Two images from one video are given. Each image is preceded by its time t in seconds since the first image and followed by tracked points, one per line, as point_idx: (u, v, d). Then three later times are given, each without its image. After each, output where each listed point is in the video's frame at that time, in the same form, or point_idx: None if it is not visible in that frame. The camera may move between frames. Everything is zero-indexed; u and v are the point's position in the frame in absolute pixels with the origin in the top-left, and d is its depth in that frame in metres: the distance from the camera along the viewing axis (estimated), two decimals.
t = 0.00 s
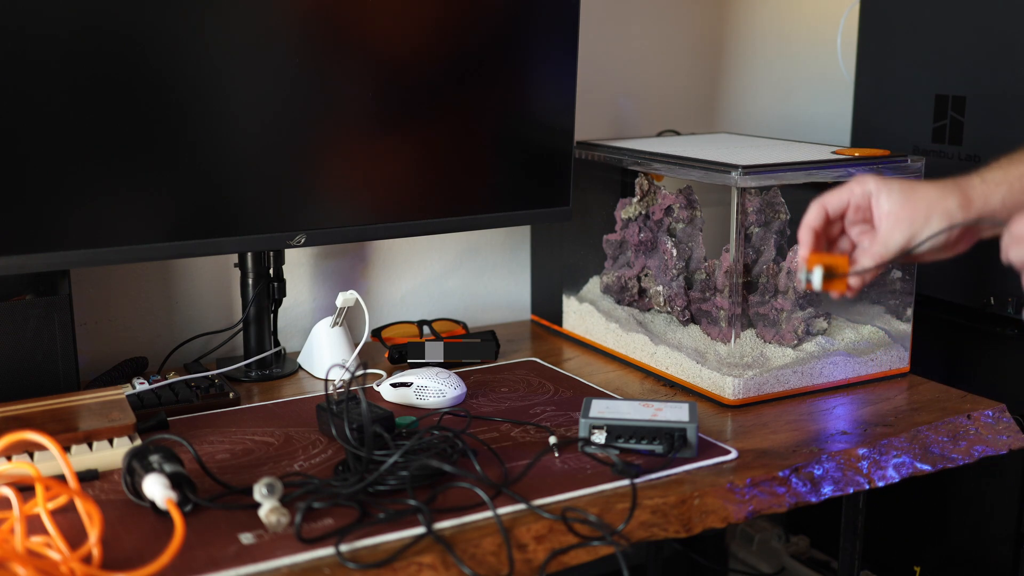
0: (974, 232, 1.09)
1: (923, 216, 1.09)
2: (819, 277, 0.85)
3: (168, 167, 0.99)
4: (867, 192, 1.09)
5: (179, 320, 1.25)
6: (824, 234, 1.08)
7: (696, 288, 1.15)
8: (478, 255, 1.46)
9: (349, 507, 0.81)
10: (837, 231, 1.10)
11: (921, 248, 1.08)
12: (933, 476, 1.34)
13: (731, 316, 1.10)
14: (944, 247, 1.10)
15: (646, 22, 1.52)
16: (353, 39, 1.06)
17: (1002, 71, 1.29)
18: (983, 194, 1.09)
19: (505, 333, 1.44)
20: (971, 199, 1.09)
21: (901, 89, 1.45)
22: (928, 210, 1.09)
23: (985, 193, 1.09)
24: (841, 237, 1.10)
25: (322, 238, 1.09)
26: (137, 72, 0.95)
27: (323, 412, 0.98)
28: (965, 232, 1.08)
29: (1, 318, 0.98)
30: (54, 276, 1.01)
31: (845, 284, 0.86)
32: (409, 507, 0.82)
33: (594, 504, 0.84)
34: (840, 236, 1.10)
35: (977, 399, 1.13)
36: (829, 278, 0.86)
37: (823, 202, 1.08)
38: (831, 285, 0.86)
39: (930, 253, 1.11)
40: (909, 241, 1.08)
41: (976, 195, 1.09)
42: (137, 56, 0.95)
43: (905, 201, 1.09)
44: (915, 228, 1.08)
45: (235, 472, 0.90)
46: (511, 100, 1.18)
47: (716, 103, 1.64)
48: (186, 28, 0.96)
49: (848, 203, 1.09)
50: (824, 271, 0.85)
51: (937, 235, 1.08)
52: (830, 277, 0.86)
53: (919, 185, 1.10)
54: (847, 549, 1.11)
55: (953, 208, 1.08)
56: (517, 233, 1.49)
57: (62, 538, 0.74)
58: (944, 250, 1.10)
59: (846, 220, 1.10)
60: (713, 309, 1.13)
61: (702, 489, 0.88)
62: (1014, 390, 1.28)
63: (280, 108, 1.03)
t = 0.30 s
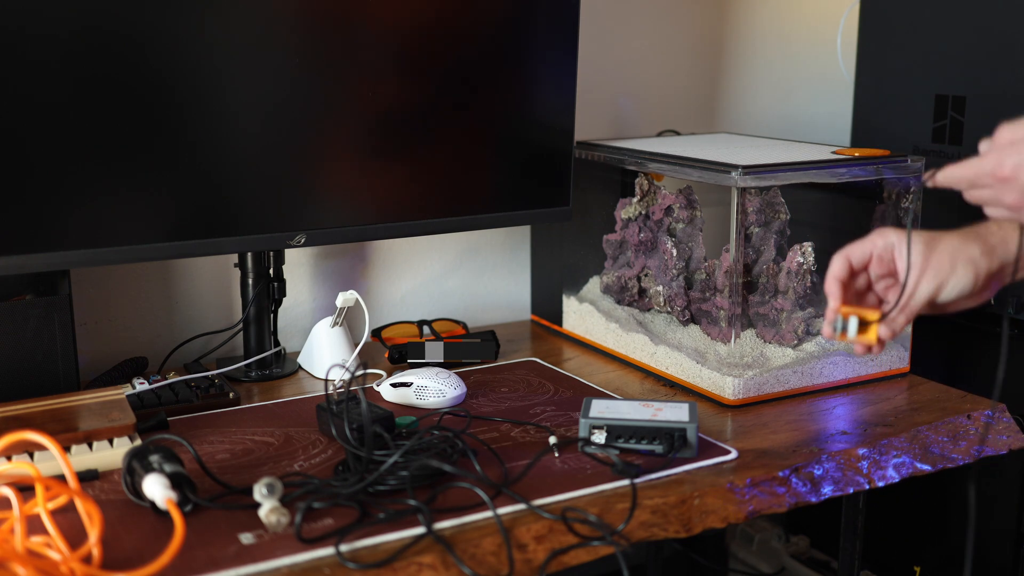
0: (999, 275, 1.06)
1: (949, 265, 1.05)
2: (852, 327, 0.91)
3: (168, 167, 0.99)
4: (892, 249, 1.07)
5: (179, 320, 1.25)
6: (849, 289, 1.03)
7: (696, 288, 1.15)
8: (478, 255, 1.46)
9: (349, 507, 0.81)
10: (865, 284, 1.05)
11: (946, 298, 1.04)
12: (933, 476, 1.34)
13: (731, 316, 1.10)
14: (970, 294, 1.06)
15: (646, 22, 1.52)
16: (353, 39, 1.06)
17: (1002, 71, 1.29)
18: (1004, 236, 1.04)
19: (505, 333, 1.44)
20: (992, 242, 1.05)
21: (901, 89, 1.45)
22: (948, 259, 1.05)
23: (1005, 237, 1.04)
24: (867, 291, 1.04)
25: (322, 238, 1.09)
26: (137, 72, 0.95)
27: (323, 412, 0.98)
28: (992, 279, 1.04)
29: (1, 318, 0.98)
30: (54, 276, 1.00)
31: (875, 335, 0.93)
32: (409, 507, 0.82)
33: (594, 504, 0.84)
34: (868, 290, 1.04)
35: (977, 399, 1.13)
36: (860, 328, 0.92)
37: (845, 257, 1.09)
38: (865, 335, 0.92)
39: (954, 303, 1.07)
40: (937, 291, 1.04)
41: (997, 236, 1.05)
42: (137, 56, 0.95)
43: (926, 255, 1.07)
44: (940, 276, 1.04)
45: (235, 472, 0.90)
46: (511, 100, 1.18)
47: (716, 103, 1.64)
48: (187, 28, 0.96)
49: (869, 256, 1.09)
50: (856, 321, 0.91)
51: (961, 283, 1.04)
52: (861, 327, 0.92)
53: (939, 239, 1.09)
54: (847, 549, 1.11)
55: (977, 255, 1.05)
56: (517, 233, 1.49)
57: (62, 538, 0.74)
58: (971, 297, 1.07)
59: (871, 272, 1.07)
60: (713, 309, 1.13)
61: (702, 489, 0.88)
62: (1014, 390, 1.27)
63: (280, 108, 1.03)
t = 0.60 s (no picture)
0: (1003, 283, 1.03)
1: (954, 274, 1.01)
2: (866, 342, 0.84)
3: (168, 167, 0.99)
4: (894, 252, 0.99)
5: (179, 320, 1.25)
6: (859, 302, 0.96)
7: (696, 288, 1.15)
8: (478, 255, 1.46)
9: (349, 507, 0.81)
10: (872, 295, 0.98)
11: (951, 307, 1.01)
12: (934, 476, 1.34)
13: (731, 316, 1.10)
14: (975, 303, 1.02)
15: (646, 22, 1.52)
16: (353, 39, 1.06)
17: (1002, 71, 1.29)
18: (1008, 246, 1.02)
19: (505, 333, 1.44)
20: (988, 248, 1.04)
21: (901, 89, 1.45)
22: (952, 267, 1.01)
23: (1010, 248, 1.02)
24: (874, 302, 0.98)
25: (322, 238, 1.09)
26: (137, 71, 0.95)
27: (323, 412, 0.98)
28: (997, 287, 1.01)
29: (1, 318, 0.98)
30: (55, 276, 1.00)
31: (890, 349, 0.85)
32: (408, 507, 0.81)
33: (593, 504, 0.84)
34: (875, 302, 0.98)
35: (977, 399, 1.13)
36: (875, 344, 0.84)
37: (854, 268, 0.95)
38: (879, 350, 0.84)
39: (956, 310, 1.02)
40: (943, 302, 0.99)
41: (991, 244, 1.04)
42: (137, 56, 0.95)
43: (931, 262, 1.01)
44: (948, 287, 1.00)
45: (235, 472, 0.90)
46: (511, 100, 1.18)
47: (716, 104, 1.64)
48: (186, 28, 0.96)
49: (884, 265, 0.98)
50: (870, 337, 0.84)
51: (968, 293, 1.01)
52: (875, 343, 0.84)
53: (940, 245, 1.03)
54: (848, 549, 1.10)
55: (982, 264, 1.02)
56: (517, 233, 1.49)
57: (62, 538, 0.74)
58: (973, 305, 1.03)
59: (878, 284, 0.98)
60: (713, 309, 1.13)
61: (702, 489, 0.88)
62: (1014, 390, 1.27)
63: (280, 108, 1.03)
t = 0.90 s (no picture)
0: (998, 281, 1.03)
1: (952, 271, 1.00)
2: (861, 338, 0.83)
3: (168, 167, 0.99)
4: (890, 249, 0.99)
5: (179, 320, 1.24)
6: (854, 300, 0.97)
7: (696, 288, 1.15)
8: (478, 255, 1.46)
9: (349, 507, 0.81)
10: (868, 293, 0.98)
11: (947, 304, 1.01)
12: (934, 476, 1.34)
13: (731, 316, 1.10)
14: (971, 301, 1.02)
15: (646, 22, 1.52)
16: (353, 39, 1.06)
17: (1002, 71, 1.29)
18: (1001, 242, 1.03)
19: (505, 333, 1.44)
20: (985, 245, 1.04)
21: (901, 89, 1.45)
22: (950, 265, 1.01)
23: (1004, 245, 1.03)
24: (869, 300, 0.99)
25: (322, 238, 1.09)
26: (137, 71, 0.95)
27: (323, 412, 0.98)
28: (995, 286, 1.01)
29: (1, 319, 0.98)
30: (55, 276, 1.00)
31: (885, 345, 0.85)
32: (408, 507, 0.81)
33: (594, 504, 0.84)
34: (870, 300, 0.99)
35: (977, 399, 1.13)
36: (870, 339, 0.84)
37: (850, 266, 0.96)
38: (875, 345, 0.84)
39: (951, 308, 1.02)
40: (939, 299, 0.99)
41: (988, 241, 1.04)
42: (137, 56, 0.95)
43: (928, 259, 1.01)
44: (944, 285, 0.99)
45: (235, 472, 0.90)
46: (511, 100, 1.18)
47: (716, 104, 1.64)
48: (186, 28, 0.96)
49: (880, 263, 0.98)
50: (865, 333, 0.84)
51: (964, 291, 1.00)
52: (871, 339, 0.84)
53: (939, 242, 1.03)
54: (848, 549, 1.10)
55: (979, 262, 1.01)
56: (517, 233, 1.49)
57: (62, 539, 0.74)
58: (970, 303, 1.03)
59: (874, 282, 0.99)
60: (713, 309, 1.13)
61: (702, 489, 0.88)
62: (1015, 390, 1.27)
63: (280, 108, 1.03)
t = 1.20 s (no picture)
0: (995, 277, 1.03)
1: (948, 268, 1.00)
2: (856, 334, 0.84)
3: (168, 166, 0.99)
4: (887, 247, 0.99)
5: (179, 320, 1.25)
6: (849, 297, 0.97)
7: (696, 288, 1.15)
8: (478, 255, 1.46)
9: (349, 507, 0.81)
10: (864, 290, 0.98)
11: (943, 301, 1.01)
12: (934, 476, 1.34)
13: (731, 316, 1.10)
14: (967, 298, 1.02)
15: (646, 22, 1.52)
16: (353, 39, 1.06)
17: (1002, 71, 1.29)
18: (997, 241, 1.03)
19: (505, 333, 1.44)
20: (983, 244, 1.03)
21: (901, 89, 1.45)
22: (947, 262, 1.00)
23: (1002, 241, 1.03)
24: (865, 297, 0.99)
25: (322, 238, 1.09)
26: (137, 71, 0.95)
27: (322, 412, 0.98)
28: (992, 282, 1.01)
29: (1, 319, 0.98)
30: (55, 276, 1.01)
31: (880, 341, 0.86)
32: (408, 507, 0.81)
33: (593, 504, 0.84)
34: (867, 296, 0.99)
35: (978, 399, 1.13)
36: (865, 336, 0.85)
37: (846, 263, 0.96)
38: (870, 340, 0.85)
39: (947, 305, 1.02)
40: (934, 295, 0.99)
41: (987, 240, 1.04)
42: (137, 56, 0.95)
43: (925, 256, 1.01)
44: (940, 282, 0.99)
45: (235, 472, 0.90)
46: (511, 99, 1.18)
47: (716, 104, 1.64)
48: (186, 28, 0.96)
49: (875, 260, 0.98)
50: (860, 329, 0.85)
51: (960, 288, 1.00)
52: (866, 335, 0.85)
53: (937, 239, 1.03)
54: (848, 549, 1.10)
55: (975, 259, 1.01)
56: (517, 233, 1.49)
57: (62, 539, 0.74)
58: (966, 301, 1.03)
59: (870, 278, 0.99)
60: (713, 309, 1.13)
61: (702, 489, 0.88)
62: (1015, 390, 1.27)
63: (279, 108, 1.03)
